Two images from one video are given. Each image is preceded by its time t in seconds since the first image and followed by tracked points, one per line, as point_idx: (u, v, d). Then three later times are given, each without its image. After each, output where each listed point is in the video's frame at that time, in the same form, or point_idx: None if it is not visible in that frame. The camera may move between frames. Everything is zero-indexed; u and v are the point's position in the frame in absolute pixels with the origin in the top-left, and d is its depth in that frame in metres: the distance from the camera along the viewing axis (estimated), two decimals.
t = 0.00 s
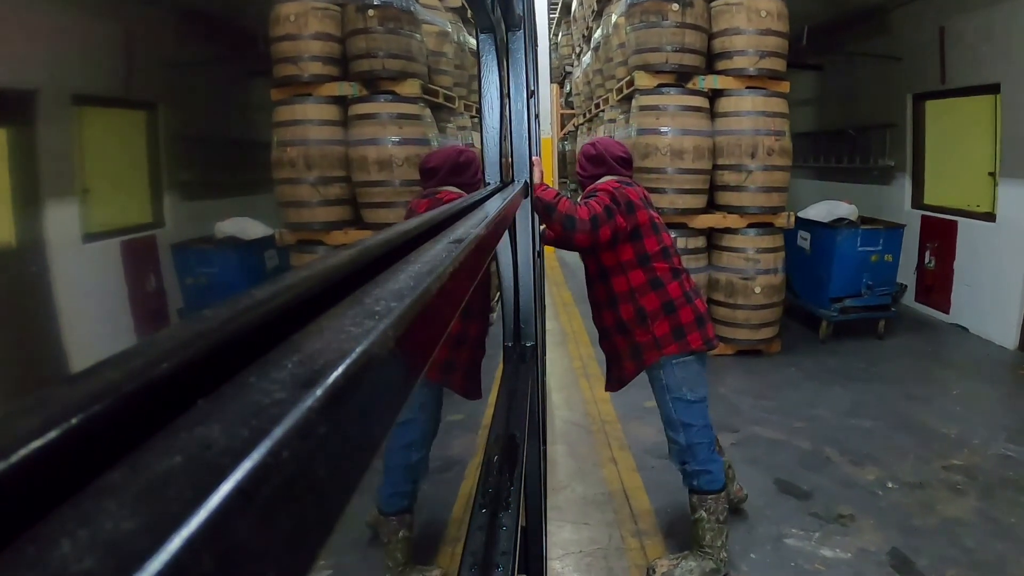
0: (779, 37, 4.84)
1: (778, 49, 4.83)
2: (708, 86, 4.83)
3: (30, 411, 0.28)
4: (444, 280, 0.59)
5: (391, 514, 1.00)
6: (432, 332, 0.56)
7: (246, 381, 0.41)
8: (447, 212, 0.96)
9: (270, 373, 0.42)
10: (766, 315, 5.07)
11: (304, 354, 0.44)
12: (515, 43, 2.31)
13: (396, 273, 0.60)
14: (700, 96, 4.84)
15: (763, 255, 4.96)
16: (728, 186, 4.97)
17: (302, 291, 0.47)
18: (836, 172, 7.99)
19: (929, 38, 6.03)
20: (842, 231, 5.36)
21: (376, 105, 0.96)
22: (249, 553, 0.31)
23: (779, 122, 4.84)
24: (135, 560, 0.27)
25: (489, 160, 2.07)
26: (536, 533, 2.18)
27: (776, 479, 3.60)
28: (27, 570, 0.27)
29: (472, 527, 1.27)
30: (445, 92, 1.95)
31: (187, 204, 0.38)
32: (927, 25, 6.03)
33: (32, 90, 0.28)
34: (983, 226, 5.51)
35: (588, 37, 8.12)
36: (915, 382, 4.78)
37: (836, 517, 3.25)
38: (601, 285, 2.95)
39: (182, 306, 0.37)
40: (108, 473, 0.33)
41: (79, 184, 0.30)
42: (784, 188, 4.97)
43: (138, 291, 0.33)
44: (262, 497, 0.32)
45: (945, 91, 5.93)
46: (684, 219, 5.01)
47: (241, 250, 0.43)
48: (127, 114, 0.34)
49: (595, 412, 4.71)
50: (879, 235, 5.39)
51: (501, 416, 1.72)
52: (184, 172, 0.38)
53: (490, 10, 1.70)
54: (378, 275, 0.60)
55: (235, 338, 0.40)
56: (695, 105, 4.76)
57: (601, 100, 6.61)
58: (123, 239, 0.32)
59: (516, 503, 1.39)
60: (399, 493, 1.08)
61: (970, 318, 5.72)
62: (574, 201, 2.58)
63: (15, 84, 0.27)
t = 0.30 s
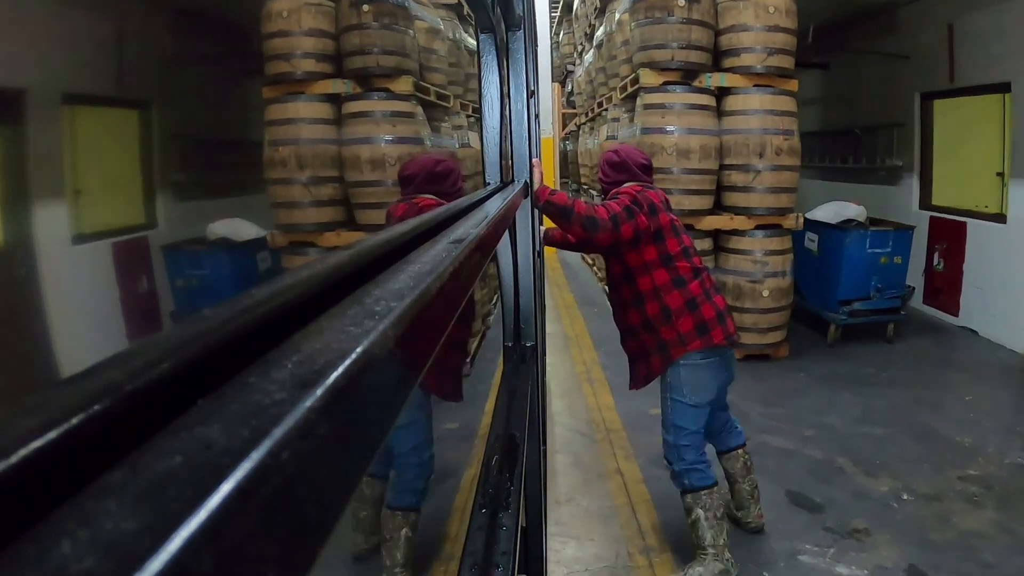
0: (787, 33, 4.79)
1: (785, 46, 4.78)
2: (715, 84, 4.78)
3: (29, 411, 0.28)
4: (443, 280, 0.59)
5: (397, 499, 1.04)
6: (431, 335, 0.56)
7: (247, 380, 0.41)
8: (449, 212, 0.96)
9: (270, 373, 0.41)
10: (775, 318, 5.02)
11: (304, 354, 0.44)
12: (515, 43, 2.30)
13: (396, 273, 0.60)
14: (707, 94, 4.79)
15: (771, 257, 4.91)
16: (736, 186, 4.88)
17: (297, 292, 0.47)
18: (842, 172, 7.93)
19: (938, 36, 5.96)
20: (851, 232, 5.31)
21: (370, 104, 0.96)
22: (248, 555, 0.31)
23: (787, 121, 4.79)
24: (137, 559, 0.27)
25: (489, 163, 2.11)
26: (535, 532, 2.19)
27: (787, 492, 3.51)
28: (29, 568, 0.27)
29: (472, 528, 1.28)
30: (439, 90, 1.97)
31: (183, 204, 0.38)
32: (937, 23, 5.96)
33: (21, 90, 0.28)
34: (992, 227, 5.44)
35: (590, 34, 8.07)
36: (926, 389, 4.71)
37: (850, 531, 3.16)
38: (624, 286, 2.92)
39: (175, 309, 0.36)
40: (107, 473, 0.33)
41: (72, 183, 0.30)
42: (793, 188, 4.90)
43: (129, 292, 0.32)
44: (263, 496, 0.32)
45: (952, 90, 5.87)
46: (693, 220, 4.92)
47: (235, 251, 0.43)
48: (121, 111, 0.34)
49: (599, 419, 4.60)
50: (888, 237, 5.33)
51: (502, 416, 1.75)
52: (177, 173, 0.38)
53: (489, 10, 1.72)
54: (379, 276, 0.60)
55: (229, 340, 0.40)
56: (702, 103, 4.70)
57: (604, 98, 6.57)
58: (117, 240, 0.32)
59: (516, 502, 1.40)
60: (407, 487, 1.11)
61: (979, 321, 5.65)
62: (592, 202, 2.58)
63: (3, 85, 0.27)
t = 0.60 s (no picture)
0: (797, 30, 4.63)
1: (795, 43, 4.61)
2: (723, 82, 4.62)
3: (27, 412, 0.29)
4: (442, 279, 0.59)
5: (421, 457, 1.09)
6: (430, 338, 0.56)
7: (247, 381, 0.41)
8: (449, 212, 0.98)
9: (271, 373, 0.41)
10: (784, 322, 4.89)
11: (304, 354, 0.43)
12: (514, 42, 2.31)
13: (396, 273, 0.60)
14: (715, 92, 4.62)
15: (780, 260, 4.77)
16: (745, 188, 4.71)
17: (294, 293, 0.47)
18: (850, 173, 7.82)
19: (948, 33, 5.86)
20: (862, 235, 5.17)
21: (360, 98, 0.99)
22: (248, 555, 0.31)
23: (797, 120, 4.61)
24: (136, 558, 0.27)
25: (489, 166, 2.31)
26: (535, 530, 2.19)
27: (800, 505, 3.31)
28: (26, 570, 0.27)
29: (472, 527, 1.29)
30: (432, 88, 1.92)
31: (175, 205, 0.38)
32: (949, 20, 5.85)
33: (5, 89, 0.28)
34: (1003, 228, 5.32)
35: (593, 31, 7.97)
36: (938, 395, 4.59)
37: (868, 548, 2.98)
38: (639, 277, 2.91)
39: (167, 311, 0.36)
40: (107, 474, 0.33)
41: (62, 185, 0.30)
42: (803, 189, 4.72)
43: (118, 296, 0.32)
44: (262, 495, 0.32)
45: (963, 89, 5.74)
46: (700, 222, 4.78)
47: (225, 253, 0.43)
48: (111, 112, 0.34)
49: (605, 429, 4.28)
50: (899, 239, 5.21)
51: (501, 416, 1.78)
52: (169, 173, 0.38)
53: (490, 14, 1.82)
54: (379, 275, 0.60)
55: (226, 343, 0.40)
56: (710, 102, 4.53)
57: (608, 97, 6.48)
58: (107, 242, 0.32)
59: (516, 505, 1.42)
60: (434, 448, 1.16)
61: (990, 326, 5.55)
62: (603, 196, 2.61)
63: None
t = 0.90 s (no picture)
0: (807, 27, 4.56)
1: (806, 40, 4.55)
2: (732, 79, 4.53)
3: (26, 414, 0.29)
4: (442, 280, 0.59)
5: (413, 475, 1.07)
6: (429, 337, 0.56)
7: (246, 380, 0.40)
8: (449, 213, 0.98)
9: (270, 373, 0.41)
10: (794, 328, 4.77)
11: (305, 354, 0.43)
12: (515, 42, 2.33)
13: (395, 273, 0.60)
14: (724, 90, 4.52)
15: (790, 264, 4.66)
16: (755, 189, 4.62)
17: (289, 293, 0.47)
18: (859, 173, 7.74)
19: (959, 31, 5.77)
20: (873, 237, 5.10)
21: (352, 95, 0.99)
22: (250, 554, 0.31)
23: (809, 118, 4.50)
24: (135, 558, 0.27)
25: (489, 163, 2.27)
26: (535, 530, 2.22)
27: (817, 522, 3.20)
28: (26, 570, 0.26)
29: (473, 527, 1.28)
30: (422, 85, 1.93)
31: (164, 207, 0.37)
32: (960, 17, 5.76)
33: None
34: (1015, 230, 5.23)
35: (597, 29, 7.91)
36: (951, 402, 4.49)
37: (887, 568, 2.88)
38: (629, 283, 2.90)
39: (156, 316, 0.36)
40: (106, 474, 0.33)
41: (49, 187, 0.30)
42: (814, 191, 4.62)
43: (107, 299, 0.32)
44: (261, 495, 0.32)
45: (977, 89, 5.66)
46: (708, 224, 4.70)
47: (215, 254, 0.42)
48: (100, 111, 0.34)
49: (610, 440, 4.16)
50: (912, 242, 5.14)
51: (502, 414, 1.80)
52: (158, 174, 0.37)
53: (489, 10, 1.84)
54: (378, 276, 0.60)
55: (219, 346, 0.40)
56: (718, 100, 4.45)
57: (612, 95, 6.43)
58: (94, 244, 0.32)
59: (517, 505, 1.41)
60: (422, 464, 1.11)
61: (1001, 329, 5.45)
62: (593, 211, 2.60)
63: None
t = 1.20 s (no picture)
0: (820, 22, 4.47)
1: (818, 37, 4.48)
2: (742, 77, 4.47)
3: (29, 412, 0.29)
4: (442, 280, 0.59)
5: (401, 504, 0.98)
6: (426, 338, 0.55)
7: (246, 381, 0.40)
8: (449, 213, 0.99)
9: (270, 373, 0.41)
10: (804, 333, 4.72)
11: (304, 353, 0.43)
12: (515, 42, 2.31)
13: (396, 272, 0.60)
14: (734, 87, 4.45)
15: (801, 268, 4.61)
16: (765, 190, 4.54)
17: (282, 296, 0.46)
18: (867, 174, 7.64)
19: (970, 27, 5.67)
20: (885, 239, 5.05)
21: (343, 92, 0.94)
22: (249, 553, 0.31)
23: (822, 117, 4.45)
24: (135, 560, 0.26)
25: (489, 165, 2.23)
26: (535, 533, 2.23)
27: (833, 540, 3.08)
28: (25, 570, 0.26)
29: (472, 527, 1.32)
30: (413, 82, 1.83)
31: (153, 206, 0.36)
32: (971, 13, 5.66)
33: None
34: None
35: (601, 27, 7.87)
36: (965, 409, 4.41)
37: None
38: (621, 281, 2.93)
39: (146, 323, 0.35)
40: (106, 474, 0.33)
41: (39, 187, 0.30)
42: (826, 192, 4.57)
43: (98, 300, 0.31)
44: (262, 497, 0.32)
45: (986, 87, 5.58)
46: (718, 226, 4.62)
47: (204, 258, 0.41)
48: (87, 108, 0.33)
49: (616, 452, 4.03)
50: (924, 244, 5.08)
51: (501, 415, 1.83)
52: (148, 174, 0.37)
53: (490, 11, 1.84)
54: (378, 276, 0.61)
55: (211, 352, 0.39)
56: (728, 98, 4.39)
57: (617, 93, 6.39)
58: (83, 246, 0.31)
59: (517, 505, 1.43)
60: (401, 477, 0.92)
61: (1016, 335, 5.36)
62: (585, 220, 2.58)
63: None
